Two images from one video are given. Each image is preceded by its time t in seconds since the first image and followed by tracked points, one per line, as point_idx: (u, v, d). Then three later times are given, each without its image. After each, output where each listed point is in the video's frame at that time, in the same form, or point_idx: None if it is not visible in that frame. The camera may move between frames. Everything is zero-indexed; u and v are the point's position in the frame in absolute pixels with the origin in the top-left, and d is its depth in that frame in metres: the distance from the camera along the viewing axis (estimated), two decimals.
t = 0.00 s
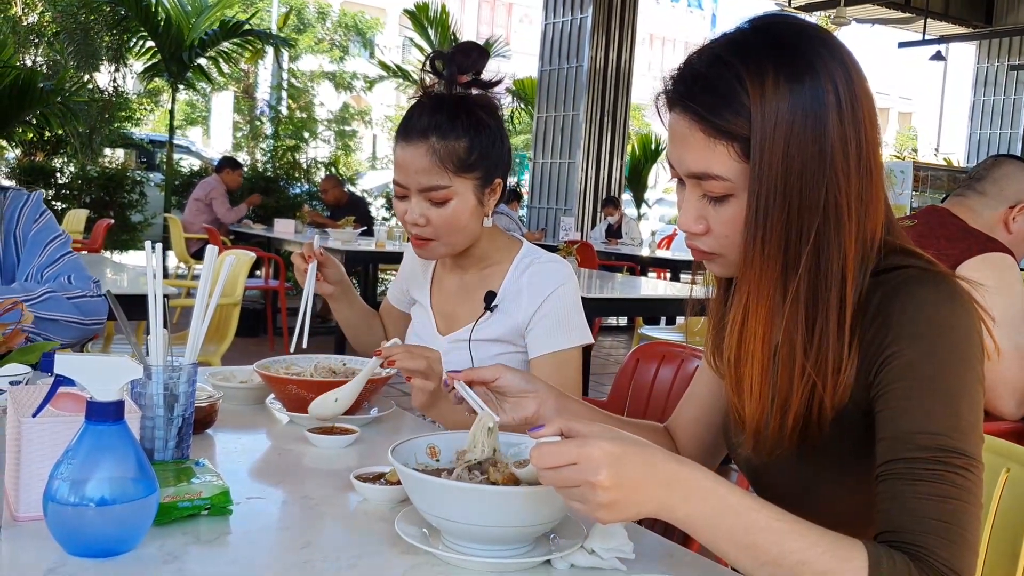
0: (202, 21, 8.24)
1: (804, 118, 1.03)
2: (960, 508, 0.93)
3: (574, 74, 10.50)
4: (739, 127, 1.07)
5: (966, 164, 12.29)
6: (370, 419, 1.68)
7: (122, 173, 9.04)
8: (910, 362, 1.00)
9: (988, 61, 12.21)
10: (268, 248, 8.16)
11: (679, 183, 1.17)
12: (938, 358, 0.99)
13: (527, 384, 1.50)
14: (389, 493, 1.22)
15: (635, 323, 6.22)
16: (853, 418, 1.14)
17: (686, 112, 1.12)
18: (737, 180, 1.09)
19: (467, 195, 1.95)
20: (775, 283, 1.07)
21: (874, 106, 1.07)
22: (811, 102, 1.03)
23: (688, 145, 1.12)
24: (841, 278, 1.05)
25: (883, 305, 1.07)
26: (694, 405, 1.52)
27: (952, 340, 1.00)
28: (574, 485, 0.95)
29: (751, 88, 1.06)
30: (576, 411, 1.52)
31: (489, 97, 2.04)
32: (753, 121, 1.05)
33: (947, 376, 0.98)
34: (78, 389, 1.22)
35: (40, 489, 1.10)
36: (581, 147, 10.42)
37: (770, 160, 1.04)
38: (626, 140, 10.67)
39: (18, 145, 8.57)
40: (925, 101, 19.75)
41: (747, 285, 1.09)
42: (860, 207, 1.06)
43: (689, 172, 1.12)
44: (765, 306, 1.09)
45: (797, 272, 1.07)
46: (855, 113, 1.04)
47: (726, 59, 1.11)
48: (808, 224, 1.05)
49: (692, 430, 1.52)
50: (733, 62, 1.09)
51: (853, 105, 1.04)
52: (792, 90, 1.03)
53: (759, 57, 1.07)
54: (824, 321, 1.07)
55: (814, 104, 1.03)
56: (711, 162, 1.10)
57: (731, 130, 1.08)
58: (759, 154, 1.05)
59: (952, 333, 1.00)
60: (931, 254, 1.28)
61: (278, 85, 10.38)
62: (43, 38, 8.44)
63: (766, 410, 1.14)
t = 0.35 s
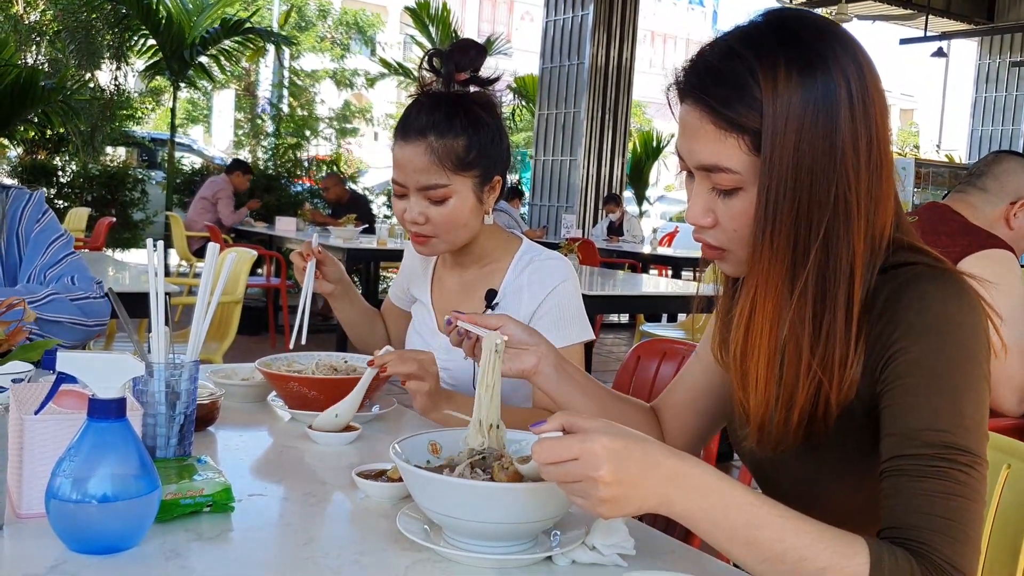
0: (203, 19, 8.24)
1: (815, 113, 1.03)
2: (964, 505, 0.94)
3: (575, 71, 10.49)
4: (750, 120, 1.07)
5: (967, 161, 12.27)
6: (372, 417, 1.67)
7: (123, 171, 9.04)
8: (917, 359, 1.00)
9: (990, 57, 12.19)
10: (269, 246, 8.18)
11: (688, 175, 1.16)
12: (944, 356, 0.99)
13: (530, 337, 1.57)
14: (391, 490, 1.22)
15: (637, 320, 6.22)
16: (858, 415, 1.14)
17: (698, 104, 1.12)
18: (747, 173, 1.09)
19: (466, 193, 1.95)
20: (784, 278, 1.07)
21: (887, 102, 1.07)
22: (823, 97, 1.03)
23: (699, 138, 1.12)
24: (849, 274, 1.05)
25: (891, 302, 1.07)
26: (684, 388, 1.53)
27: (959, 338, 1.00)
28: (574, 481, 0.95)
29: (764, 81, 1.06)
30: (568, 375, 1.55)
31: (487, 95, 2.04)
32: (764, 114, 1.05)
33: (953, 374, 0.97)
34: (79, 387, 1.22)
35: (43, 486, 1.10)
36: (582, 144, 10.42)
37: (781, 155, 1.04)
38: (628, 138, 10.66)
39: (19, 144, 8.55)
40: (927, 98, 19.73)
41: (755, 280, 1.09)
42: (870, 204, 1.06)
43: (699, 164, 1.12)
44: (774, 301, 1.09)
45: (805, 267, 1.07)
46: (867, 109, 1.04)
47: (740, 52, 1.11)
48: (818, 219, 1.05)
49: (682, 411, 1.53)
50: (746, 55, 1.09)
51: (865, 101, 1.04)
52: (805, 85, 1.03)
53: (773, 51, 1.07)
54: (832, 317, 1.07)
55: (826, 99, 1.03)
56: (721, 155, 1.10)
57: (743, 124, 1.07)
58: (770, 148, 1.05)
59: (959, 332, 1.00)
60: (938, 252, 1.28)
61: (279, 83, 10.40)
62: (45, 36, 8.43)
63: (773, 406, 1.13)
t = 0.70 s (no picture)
0: (206, 16, 8.18)
1: (826, 106, 1.03)
2: (967, 501, 0.94)
3: (577, 69, 10.49)
4: (760, 110, 1.07)
5: (969, 158, 12.25)
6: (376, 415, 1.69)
7: (125, 169, 9.07)
8: (923, 355, 1.00)
9: (992, 55, 12.17)
10: (271, 243, 8.20)
11: (697, 164, 1.17)
12: (949, 353, 0.99)
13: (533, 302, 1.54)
14: (393, 487, 1.22)
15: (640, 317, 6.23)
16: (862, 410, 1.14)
17: (709, 93, 1.12)
18: (757, 163, 1.09)
19: (468, 191, 1.95)
20: (791, 269, 1.08)
21: (897, 98, 1.07)
22: (835, 90, 1.03)
23: (710, 127, 1.12)
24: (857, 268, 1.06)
25: (898, 298, 1.07)
26: (682, 373, 1.54)
27: (966, 336, 1.00)
28: (576, 478, 0.95)
29: (775, 72, 1.06)
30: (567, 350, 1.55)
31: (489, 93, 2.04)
32: (775, 105, 1.05)
33: (960, 372, 0.97)
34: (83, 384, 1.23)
35: (47, 483, 1.10)
36: (584, 142, 10.42)
37: (792, 148, 1.04)
38: (630, 135, 10.65)
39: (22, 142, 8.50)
40: (930, 96, 19.70)
41: (764, 270, 1.09)
42: (879, 199, 1.06)
43: (708, 154, 1.12)
44: (783, 292, 1.09)
45: (814, 260, 1.07)
46: (877, 104, 1.04)
47: (753, 43, 1.11)
48: (827, 213, 1.05)
49: (677, 395, 1.55)
50: (758, 47, 1.10)
51: (876, 96, 1.04)
52: (816, 78, 1.04)
53: (786, 43, 1.07)
54: (839, 311, 1.08)
55: (837, 93, 1.03)
56: (731, 144, 1.10)
57: (753, 114, 1.08)
58: (780, 140, 1.05)
59: (966, 330, 1.00)
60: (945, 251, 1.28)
61: (281, 81, 10.38)
62: (47, 34, 8.40)
63: (779, 399, 1.13)
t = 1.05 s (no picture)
0: (207, 14, 8.18)
1: (827, 100, 1.03)
2: (965, 497, 0.93)
3: (579, 66, 10.48)
4: (761, 102, 1.07)
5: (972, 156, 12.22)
6: (377, 411, 1.69)
7: (127, 166, 9.10)
8: (923, 351, 1.00)
9: (995, 52, 12.12)
10: (273, 240, 8.20)
11: (697, 156, 1.17)
12: (950, 348, 0.98)
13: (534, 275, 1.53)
14: (395, 483, 1.23)
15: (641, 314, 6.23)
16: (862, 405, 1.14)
17: (710, 86, 1.13)
18: (757, 156, 1.09)
19: (470, 188, 1.96)
20: (791, 262, 1.08)
21: (898, 95, 1.07)
22: (835, 84, 1.03)
23: (710, 120, 1.12)
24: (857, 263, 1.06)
25: (896, 294, 1.07)
26: (677, 368, 1.55)
27: (964, 331, 0.99)
28: (577, 476, 0.95)
29: (777, 65, 1.06)
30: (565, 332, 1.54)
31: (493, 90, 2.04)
32: (776, 99, 1.05)
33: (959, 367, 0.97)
34: (86, 381, 1.23)
35: (49, 480, 1.10)
36: (586, 139, 10.40)
37: (792, 140, 1.05)
38: (632, 132, 10.63)
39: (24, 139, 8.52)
40: (932, 93, 19.64)
41: (764, 262, 1.09)
42: (880, 193, 1.06)
43: (709, 146, 1.12)
44: (783, 284, 1.09)
45: (812, 252, 1.07)
46: (879, 99, 1.04)
47: (755, 37, 1.11)
48: (827, 206, 1.05)
49: (672, 383, 1.55)
50: (760, 40, 1.10)
51: (878, 91, 1.04)
52: (818, 71, 1.04)
53: (788, 37, 1.07)
54: (839, 305, 1.07)
55: (838, 87, 1.03)
56: (730, 136, 1.10)
57: (754, 106, 1.08)
58: (781, 133, 1.05)
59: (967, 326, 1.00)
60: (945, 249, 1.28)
61: (282, 78, 10.36)
62: (49, 31, 8.40)
63: (779, 391, 1.14)
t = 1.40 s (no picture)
0: (208, 9, 8.24)
1: (822, 94, 1.03)
2: (964, 491, 0.94)
3: (580, 61, 10.46)
4: (757, 96, 1.07)
5: (973, 151, 12.19)
6: (379, 406, 1.69)
7: (128, 162, 9.09)
8: (921, 345, 1.00)
9: (996, 47, 12.08)
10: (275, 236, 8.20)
11: (692, 152, 1.16)
12: (947, 341, 0.99)
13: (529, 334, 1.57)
14: (396, 479, 1.23)
15: (642, 310, 6.25)
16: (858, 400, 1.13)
17: (704, 81, 1.12)
18: (754, 153, 1.08)
19: (471, 182, 1.95)
20: (788, 258, 1.08)
21: (892, 90, 1.07)
22: (832, 78, 1.03)
23: (705, 115, 1.11)
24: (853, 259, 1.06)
25: (890, 288, 1.07)
26: (682, 376, 1.55)
27: (958, 324, 1.00)
28: (578, 474, 0.95)
29: (772, 59, 1.06)
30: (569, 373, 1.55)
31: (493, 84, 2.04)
32: (771, 93, 1.05)
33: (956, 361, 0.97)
34: (86, 375, 1.23)
35: (50, 474, 1.11)
36: (587, 135, 10.38)
37: (790, 134, 1.04)
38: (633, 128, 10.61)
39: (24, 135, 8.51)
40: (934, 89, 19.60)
41: (761, 258, 1.09)
42: (875, 188, 1.06)
43: (703, 142, 1.12)
44: (784, 279, 1.08)
45: (808, 248, 1.07)
46: (873, 93, 1.05)
47: (749, 32, 1.11)
48: (824, 200, 1.05)
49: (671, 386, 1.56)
50: (755, 35, 1.10)
51: (872, 86, 1.04)
52: (813, 66, 1.04)
53: (783, 31, 1.07)
54: (836, 300, 1.07)
55: (833, 82, 1.03)
56: (726, 132, 1.09)
57: (749, 100, 1.07)
58: (778, 127, 1.05)
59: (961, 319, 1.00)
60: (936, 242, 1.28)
61: (284, 73, 10.34)
62: (49, 27, 8.36)
63: (780, 389, 1.13)
